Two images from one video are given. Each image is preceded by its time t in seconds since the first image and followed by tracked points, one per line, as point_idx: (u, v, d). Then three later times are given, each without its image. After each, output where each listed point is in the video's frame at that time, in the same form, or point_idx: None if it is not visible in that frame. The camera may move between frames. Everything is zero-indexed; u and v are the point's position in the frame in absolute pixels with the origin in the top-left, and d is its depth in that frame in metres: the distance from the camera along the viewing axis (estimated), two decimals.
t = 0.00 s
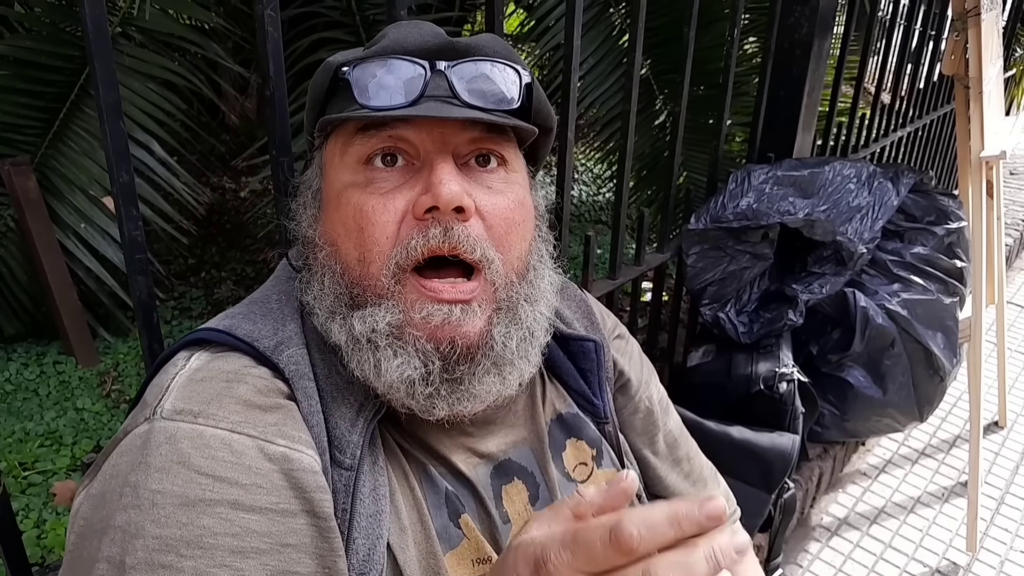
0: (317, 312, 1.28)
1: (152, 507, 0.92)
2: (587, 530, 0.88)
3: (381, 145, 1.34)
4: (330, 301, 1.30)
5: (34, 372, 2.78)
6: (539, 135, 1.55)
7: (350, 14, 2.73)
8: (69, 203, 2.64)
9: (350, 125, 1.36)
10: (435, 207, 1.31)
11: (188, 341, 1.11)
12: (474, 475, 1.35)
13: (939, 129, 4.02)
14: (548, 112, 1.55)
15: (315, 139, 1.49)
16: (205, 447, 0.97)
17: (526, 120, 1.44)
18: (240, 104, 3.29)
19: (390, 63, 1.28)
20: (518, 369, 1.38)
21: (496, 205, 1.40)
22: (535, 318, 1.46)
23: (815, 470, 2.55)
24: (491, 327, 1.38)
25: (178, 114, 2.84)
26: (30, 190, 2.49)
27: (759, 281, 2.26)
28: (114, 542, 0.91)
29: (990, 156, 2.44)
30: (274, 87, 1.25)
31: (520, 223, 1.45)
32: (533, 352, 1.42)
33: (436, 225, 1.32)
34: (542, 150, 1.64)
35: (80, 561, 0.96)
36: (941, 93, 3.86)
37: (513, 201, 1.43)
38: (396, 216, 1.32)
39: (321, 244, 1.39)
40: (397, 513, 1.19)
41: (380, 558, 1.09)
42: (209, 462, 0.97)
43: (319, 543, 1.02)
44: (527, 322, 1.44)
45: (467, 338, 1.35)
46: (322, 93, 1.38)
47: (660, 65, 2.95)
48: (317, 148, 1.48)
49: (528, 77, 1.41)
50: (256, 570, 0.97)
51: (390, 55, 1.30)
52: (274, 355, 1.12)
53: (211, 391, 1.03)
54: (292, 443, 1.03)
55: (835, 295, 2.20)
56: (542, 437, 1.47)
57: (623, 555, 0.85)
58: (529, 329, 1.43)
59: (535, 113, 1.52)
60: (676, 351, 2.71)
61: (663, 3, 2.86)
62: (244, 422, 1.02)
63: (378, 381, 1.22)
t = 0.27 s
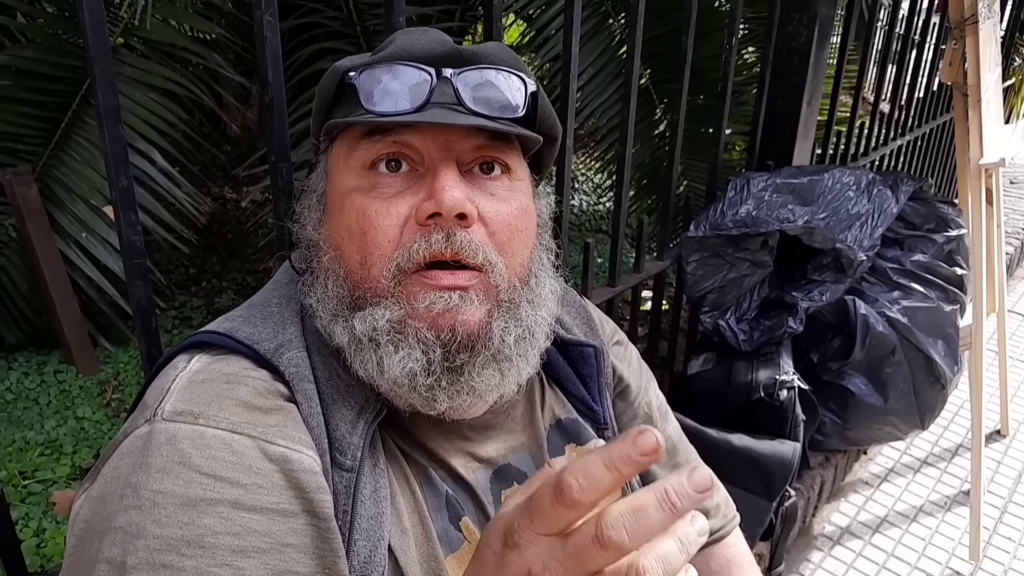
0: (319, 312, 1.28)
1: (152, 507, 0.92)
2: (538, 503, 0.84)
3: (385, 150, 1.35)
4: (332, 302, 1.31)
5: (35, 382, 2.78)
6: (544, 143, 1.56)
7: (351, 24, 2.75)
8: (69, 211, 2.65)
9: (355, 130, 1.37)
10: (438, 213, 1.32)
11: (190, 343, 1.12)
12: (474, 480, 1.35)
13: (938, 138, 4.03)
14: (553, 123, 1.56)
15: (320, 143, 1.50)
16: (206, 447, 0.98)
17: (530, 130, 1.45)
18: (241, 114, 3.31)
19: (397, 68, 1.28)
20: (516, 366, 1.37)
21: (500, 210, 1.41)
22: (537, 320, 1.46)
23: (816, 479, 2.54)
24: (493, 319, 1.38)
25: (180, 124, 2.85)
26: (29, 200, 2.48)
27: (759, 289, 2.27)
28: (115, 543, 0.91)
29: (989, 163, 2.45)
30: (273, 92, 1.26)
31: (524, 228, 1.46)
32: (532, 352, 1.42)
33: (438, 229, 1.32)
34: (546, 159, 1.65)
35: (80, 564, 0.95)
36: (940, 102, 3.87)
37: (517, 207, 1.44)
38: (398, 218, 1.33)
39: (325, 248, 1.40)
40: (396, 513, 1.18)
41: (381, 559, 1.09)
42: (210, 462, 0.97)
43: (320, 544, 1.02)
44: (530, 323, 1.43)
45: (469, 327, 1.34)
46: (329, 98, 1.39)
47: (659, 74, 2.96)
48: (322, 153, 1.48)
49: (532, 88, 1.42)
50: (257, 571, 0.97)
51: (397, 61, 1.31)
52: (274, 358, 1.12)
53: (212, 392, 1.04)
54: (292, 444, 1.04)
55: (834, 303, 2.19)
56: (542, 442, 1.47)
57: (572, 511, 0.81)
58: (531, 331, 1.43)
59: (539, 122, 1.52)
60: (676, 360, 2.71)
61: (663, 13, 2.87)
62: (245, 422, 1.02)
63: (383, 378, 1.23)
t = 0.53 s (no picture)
0: (321, 321, 1.29)
1: (156, 516, 0.93)
2: (591, 479, 1.07)
3: (394, 164, 1.36)
4: (335, 311, 1.31)
5: (32, 396, 2.76)
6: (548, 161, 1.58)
7: (351, 40, 2.78)
8: (68, 225, 2.67)
9: (364, 143, 1.38)
10: (444, 226, 1.33)
11: (193, 353, 1.12)
12: (476, 491, 1.34)
13: (933, 156, 4.06)
14: (558, 140, 1.58)
15: (328, 154, 1.50)
16: (209, 456, 0.98)
17: (536, 147, 1.46)
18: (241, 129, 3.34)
19: (406, 85, 1.30)
20: (520, 374, 1.37)
21: (506, 223, 1.42)
22: (542, 329, 1.47)
23: (814, 495, 2.54)
24: (497, 323, 1.38)
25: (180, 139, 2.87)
26: (30, 214, 2.53)
27: (755, 304, 2.27)
28: (118, 552, 0.91)
29: (984, 180, 2.49)
30: (276, 107, 1.28)
31: (530, 242, 1.47)
32: (538, 360, 1.43)
33: (444, 240, 1.34)
34: (550, 177, 1.66)
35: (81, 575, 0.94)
36: (934, 120, 3.91)
37: (523, 222, 1.45)
38: (403, 228, 1.34)
39: (330, 258, 1.41)
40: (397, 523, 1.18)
41: (383, 570, 1.09)
42: (213, 471, 0.97)
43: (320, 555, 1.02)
44: (534, 330, 1.44)
45: (473, 330, 1.34)
46: (337, 113, 1.40)
47: (656, 91, 2.99)
48: (329, 165, 1.49)
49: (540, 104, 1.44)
50: None
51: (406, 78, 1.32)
52: (276, 368, 1.12)
53: (215, 401, 1.04)
54: (294, 453, 1.04)
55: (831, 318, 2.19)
56: (544, 455, 1.47)
57: (625, 492, 1.05)
58: (535, 337, 1.44)
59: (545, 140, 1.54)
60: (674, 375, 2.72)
61: (659, 31, 2.91)
62: (247, 431, 1.02)
63: (384, 384, 1.23)
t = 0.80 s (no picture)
0: (341, 331, 1.31)
1: (173, 519, 0.95)
2: (577, 453, 0.96)
3: (414, 178, 1.40)
4: (355, 320, 1.34)
5: (44, 419, 2.78)
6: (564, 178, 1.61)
7: (361, 69, 2.84)
8: (82, 250, 2.72)
9: (386, 158, 1.42)
10: (464, 236, 1.37)
11: (211, 367, 1.14)
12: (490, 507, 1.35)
13: (938, 182, 4.08)
14: (573, 159, 1.61)
15: (350, 172, 1.55)
16: (225, 461, 1.00)
17: (549, 158, 1.49)
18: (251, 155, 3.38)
19: (427, 101, 1.34)
20: (538, 388, 1.42)
21: (524, 237, 1.45)
22: (559, 340, 1.49)
23: (825, 520, 2.52)
24: (516, 337, 1.40)
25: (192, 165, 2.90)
26: (44, 238, 2.56)
27: (764, 327, 2.28)
28: (135, 557, 0.93)
29: (990, 205, 2.51)
30: (295, 131, 1.31)
31: (548, 257, 1.50)
32: (554, 368, 1.46)
33: (462, 250, 1.37)
34: (566, 196, 1.70)
35: None
36: (938, 146, 3.94)
37: (541, 237, 1.48)
38: (423, 239, 1.37)
39: (350, 270, 1.43)
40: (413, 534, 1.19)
41: None
42: (228, 475, 0.99)
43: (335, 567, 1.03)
44: (551, 342, 1.47)
45: (491, 345, 1.35)
46: (362, 127, 1.45)
47: (663, 118, 3.04)
48: (351, 183, 1.53)
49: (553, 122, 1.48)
50: None
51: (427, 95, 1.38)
52: (294, 382, 1.14)
53: (231, 409, 1.06)
54: (307, 462, 1.06)
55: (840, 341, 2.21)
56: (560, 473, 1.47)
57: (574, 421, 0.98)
58: (552, 348, 1.46)
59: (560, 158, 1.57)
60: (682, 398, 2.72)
61: (666, 59, 2.95)
62: (263, 438, 1.04)
63: (400, 395, 1.26)
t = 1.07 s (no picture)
0: (367, 347, 1.32)
1: (211, 518, 0.96)
2: (506, 348, 1.09)
3: (439, 194, 1.42)
4: (379, 335, 1.34)
5: (64, 438, 2.79)
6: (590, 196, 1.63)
7: (381, 96, 2.88)
8: (104, 271, 2.75)
9: (414, 174, 1.45)
10: (485, 249, 1.35)
11: (242, 379, 1.14)
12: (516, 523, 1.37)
13: (955, 207, 4.07)
14: (599, 178, 1.63)
15: (379, 189, 1.58)
16: (260, 461, 1.02)
17: (574, 175, 1.51)
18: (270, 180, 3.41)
19: (453, 119, 1.38)
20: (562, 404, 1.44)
21: (548, 254, 1.45)
22: (579, 361, 1.48)
23: (847, 546, 2.49)
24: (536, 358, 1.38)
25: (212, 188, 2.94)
26: (68, 259, 2.60)
27: (784, 351, 2.28)
28: (173, 559, 0.96)
29: (1009, 229, 2.49)
30: (328, 150, 1.34)
31: (572, 276, 1.49)
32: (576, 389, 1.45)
33: (484, 264, 1.35)
34: (593, 215, 1.72)
35: None
36: (954, 172, 3.94)
37: (565, 255, 1.48)
38: (446, 254, 1.37)
39: (376, 286, 1.44)
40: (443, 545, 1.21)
41: None
42: (264, 475, 1.01)
43: None
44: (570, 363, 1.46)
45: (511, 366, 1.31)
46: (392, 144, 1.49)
47: (679, 143, 3.07)
48: (380, 200, 1.57)
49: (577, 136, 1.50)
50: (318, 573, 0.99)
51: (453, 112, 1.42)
52: (326, 396, 1.16)
53: (263, 415, 1.08)
54: (339, 469, 1.08)
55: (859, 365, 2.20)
56: (590, 493, 1.46)
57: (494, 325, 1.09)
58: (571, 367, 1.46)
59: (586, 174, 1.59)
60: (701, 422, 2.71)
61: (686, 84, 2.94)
62: (297, 442, 1.06)
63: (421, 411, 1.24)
